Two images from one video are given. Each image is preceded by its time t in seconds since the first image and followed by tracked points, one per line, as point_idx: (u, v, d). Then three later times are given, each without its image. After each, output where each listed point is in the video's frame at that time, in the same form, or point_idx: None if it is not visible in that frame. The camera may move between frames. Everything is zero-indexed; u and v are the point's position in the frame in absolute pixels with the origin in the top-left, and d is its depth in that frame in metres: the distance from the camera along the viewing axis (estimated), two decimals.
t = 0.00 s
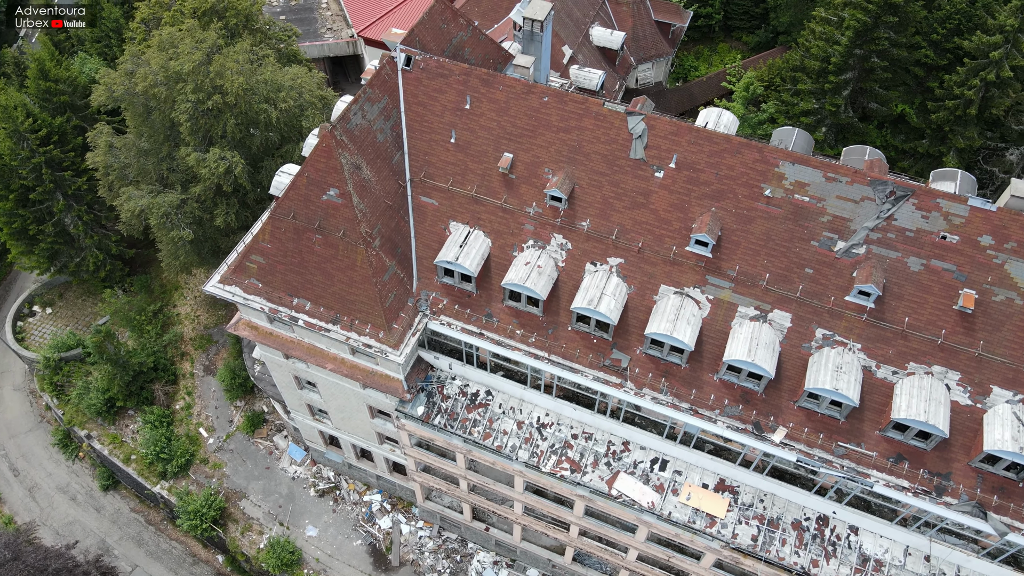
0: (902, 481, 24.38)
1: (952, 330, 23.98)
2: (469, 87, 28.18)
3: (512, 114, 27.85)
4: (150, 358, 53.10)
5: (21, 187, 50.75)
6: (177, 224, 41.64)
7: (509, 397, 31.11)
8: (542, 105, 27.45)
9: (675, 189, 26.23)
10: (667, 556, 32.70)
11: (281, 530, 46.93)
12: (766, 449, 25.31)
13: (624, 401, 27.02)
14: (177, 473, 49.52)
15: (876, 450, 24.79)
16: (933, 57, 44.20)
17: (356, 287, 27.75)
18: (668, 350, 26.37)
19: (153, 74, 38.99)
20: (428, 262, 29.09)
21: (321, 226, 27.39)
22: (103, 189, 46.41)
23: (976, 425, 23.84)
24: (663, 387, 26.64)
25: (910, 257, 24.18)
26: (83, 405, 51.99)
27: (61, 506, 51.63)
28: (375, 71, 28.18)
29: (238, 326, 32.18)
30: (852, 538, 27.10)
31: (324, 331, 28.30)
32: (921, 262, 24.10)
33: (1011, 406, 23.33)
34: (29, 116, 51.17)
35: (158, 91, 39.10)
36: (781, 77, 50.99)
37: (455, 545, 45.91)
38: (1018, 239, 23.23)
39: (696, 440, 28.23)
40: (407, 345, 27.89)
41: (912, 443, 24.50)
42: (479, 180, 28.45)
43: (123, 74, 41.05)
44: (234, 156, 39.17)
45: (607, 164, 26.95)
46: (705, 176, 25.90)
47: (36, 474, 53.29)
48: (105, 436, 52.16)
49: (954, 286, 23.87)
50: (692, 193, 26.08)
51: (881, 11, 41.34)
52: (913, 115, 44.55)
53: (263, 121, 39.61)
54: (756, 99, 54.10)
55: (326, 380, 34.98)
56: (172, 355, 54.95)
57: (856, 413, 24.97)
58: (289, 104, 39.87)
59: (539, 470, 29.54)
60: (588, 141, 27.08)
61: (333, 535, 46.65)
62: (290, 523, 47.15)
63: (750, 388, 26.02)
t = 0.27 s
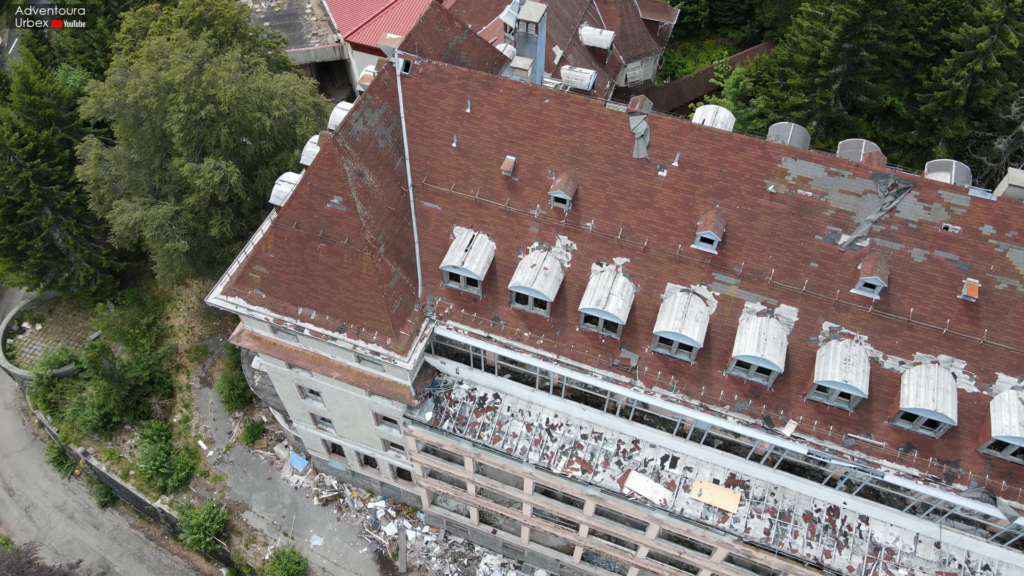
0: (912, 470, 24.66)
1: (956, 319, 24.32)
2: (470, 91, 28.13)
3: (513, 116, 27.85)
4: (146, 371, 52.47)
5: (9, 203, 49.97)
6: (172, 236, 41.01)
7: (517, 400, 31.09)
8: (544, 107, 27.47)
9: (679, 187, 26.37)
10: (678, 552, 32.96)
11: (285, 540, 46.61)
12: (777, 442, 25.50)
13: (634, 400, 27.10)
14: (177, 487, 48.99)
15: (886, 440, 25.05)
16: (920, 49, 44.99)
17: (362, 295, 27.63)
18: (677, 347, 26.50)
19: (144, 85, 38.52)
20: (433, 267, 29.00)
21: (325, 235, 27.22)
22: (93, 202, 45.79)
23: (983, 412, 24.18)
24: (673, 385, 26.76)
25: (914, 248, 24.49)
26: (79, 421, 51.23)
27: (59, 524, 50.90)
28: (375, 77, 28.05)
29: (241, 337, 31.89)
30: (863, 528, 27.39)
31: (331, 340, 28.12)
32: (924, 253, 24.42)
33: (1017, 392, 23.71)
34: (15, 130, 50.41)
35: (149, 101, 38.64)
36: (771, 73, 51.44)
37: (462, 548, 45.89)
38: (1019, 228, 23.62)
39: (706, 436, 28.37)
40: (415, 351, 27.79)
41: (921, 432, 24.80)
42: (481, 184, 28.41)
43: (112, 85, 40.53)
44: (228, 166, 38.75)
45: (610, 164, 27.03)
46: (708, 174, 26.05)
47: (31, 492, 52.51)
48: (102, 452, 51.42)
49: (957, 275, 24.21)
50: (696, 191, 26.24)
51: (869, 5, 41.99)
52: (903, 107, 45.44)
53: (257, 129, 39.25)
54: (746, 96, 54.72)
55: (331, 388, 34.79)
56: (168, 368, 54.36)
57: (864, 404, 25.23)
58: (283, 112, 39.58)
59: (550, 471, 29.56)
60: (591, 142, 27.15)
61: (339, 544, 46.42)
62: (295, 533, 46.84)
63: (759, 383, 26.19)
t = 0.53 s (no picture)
0: (921, 459, 24.95)
1: (959, 309, 24.66)
2: (469, 95, 28.10)
3: (514, 119, 27.85)
4: (141, 386, 51.82)
5: None
6: (166, 248, 40.52)
7: (525, 403, 31.11)
8: (544, 110, 27.50)
9: (682, 186, 26.51)
10: (689, 549, 33.17)
11: (290, 551, 46.27)
12: (787, 437, 25.70)
13: (644, 399, 27.20)
14: (178, 501, 48.45)
15: (894, 431, 25.33)
16: (907, 42, 45.64)
17: (368, 303, 27.50)
18: (685, 345, 26.64)
19: (134, 97, 38.06)
20: (437, 273, 28.92)
21: (329, 244, 27.04)
22: (83, 217, 45.16)
23: (988, 400, 24.53)
24: (682, 383, 26.89)
25: (916, 240, 24.81)
26: (74, 439, 50.48)
27: (57, 544, 50.16)
28: (373, 84, 27.93)
29: (243, 349, 31.66)
30: (872, 518, 27.68)
31: (337, 349, 27.97)
32: (926, 245, 24.74)
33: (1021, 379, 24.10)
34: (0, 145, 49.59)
35: (139, 113, 38.17)
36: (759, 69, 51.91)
37: (469, 553, 45.81)
38: (1018, 218, 24.01)
39: (715, 432, 28.54)
40: (423, 357, 27.72)
41: (928, 422, 25.10)
42: (484, 188, 28.38)
43: (101, 97, 40.03)
44: (223, 177, 38.34)
45: (613, 165, 27.12)
46: (711, 172, 26.23)
47: (27, 513, 51.69)
48: (99, 469, 50.65)
49: (959, 266, 24.54)
50: (699, 189, 26.40)
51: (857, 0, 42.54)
52: (891, 100, 45.94)
53: (251, 139, 38.87)
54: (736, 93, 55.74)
55: (335, 398, 34.62)
56: (163, 382, 53.75)
57: (872, 396, 25.49)
58: (276, 120, 39.25)
59: (561, 473, 29.62)
60: (592, 143, 27.22)
61: (344, 553, 46.15)
62: (299, 544, 46.51)
63: (767, 378, 26.39)
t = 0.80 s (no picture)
0: (927, 446, 25.31)
1: (960, 297, 25.06)
2: (468, 99, 28.11)
3: (514, 122, 27.89)
4: (137, 400, 51.23)
5: None
6: (161, 260, 40.04)
7: (531, 404, 31.15)
8: (544, 111, 27.57)
9: (684, 184, 26.72)
10: (698, 543, 33.43)
11: (295, 561, 46.02)
12: (795, 429, 25.95)
13: (652, 397, 27.33)
14: (179, 515, 47.96)
15: (900, 419, 25.66)
16: (893, 36, 46.44)
17: (374, 310, 27.40)
18: (691, 342, 26.83)
19: (124, 108, 37.66)
20: (441, 277, 28.88)
21: (333, 252, 26.91)
22: (74, 231, 44.56)
23: (991, 385, 24.94)
24: (689, 379, 27.06)
25: (916, 231, 25.20)
26: (70, 456, 49.79)
27: (55, 563, 49.48)
28: (372, 90, 27.85)
29: (246, 360, 31.42)
30: (880, 506, 28.03)
31: (343, 357, 27.84)
32: (926, 235, 25.14)
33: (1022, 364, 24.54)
34: None
35: (130, 125, 37.78)
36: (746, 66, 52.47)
37: (475, 556, 45.85)
38: (1015, 206, 24.48)
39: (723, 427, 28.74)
40: (430, 362, 27.69)
41: (933, 410, 25.46)
42: (486, 191, 28.40)
43: (91, 110, 39.57)
44: (218, 187, 37.96)
45: (614, 165, 27.25)
46: (712, 169, 26.46)
47: (23, 533, 50.91)
48: (97, 485, 49.86)
49: (959, 255, 24.94)
50: (700, 187, 26.61)
51: None
52: (878, 93, 46.81)
53: (244, 148, 38.53)
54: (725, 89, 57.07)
55: (339, 406, 34.45)
56: (159, 396, 53.19)
57: (877, 386, 25.82)
58: (269, 128, 38.97)
59: (571, 473, 29.70)
60: (593, 144, 27.34)
61: (350, 561, 45.97)
62: (304, 554, 46.26)
63: (773, 372, 26.63)
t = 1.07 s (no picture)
0: (930, 432, 25.74)
1: (958, 285, 25.53)
2: (467, 101, 28.16)
3: (513, 123, 28.00)
4: (134, 414, 50.68)
5: None
6: (157, 271, 39.54)
7: (537, 404, 31.25)
8: (543, 112, 27.70)
9: (684, 181, 26.96)
10: (705, 536, 33.76)
11: (300, 570, 45.83)
12: (801, 420, 26.26)
13: (658, 393, 27.53)
14: (180, 528, 47.56)
15: (903, 407, 26.06)
16: (877, 28, 47.18)
17: (379, 315, 27.38)
18: (696, 337, 27.09)
19: (115, 119, 37.28)
20: (444, 280, 28.91)
21: (336, 258, 26.85)
22: (64, 244, 44.00)
23: (991, 370, 25.44)
24: (695, 373, 27.28)
25: (913, 221, 25.63)
26: (66, 472, 49.15)
27: None
28: (370, 95, 27.79)
29: (250, 369, 31.26)
30: (884, 493, 28.45)
31: (349, 363, 27.80)
32: (923, 225, 25.58)
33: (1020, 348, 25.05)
34: None
35: (121, 136, 37.39)
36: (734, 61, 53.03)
37: (480, 557, 45.96)
38: (1009, 194, 25.02)
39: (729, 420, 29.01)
40: (436, 366, 27.72)
41: (935, 396, 25.89)
42: (487, 193, 28.48)
43: (81, 121, 39.25)
44: (213, 196, 37.61)
45: (614, 164, 27.44)
46: (711, 166, 26.75)
47: (21, 552, 50.23)
48: (95, 501, 49.29)
49: (956, 243, 25.42)
50: (700, 183, 26.88)
51: None
52: (864, 85, 47.61)
53: (238, 156, 38.20)
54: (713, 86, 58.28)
55: (343, 412, 34.34)
56: (155, 408, 52.67)
57: (879, 375, 26.21)
58: (263, 136, 38.69)
59: (579, 471, 29.87)
60: (593, 143, 27.51)
61: (355, 567, 45.87)
62: (308, 562, 46.09)
63: (778, 364, 26.94)
